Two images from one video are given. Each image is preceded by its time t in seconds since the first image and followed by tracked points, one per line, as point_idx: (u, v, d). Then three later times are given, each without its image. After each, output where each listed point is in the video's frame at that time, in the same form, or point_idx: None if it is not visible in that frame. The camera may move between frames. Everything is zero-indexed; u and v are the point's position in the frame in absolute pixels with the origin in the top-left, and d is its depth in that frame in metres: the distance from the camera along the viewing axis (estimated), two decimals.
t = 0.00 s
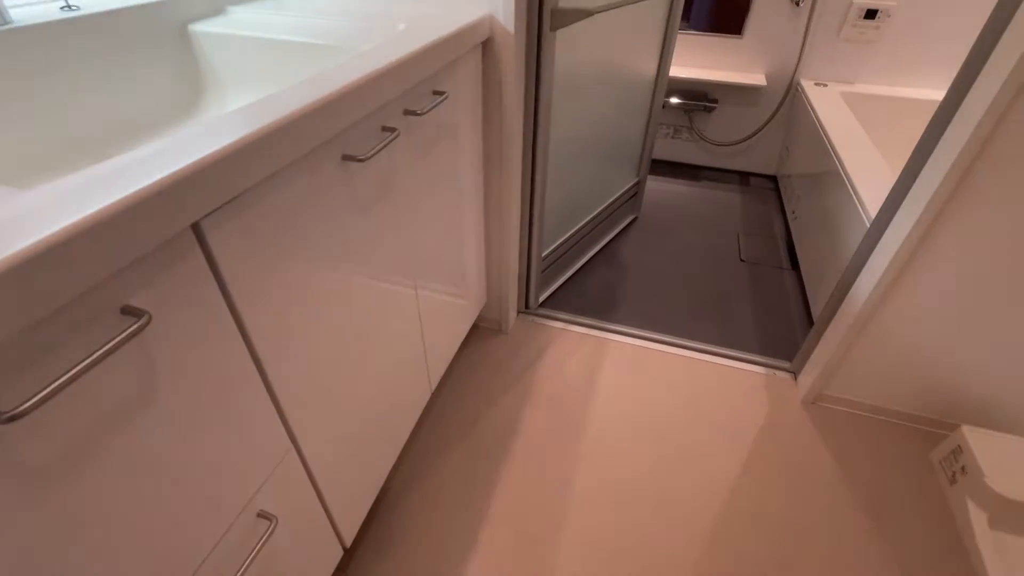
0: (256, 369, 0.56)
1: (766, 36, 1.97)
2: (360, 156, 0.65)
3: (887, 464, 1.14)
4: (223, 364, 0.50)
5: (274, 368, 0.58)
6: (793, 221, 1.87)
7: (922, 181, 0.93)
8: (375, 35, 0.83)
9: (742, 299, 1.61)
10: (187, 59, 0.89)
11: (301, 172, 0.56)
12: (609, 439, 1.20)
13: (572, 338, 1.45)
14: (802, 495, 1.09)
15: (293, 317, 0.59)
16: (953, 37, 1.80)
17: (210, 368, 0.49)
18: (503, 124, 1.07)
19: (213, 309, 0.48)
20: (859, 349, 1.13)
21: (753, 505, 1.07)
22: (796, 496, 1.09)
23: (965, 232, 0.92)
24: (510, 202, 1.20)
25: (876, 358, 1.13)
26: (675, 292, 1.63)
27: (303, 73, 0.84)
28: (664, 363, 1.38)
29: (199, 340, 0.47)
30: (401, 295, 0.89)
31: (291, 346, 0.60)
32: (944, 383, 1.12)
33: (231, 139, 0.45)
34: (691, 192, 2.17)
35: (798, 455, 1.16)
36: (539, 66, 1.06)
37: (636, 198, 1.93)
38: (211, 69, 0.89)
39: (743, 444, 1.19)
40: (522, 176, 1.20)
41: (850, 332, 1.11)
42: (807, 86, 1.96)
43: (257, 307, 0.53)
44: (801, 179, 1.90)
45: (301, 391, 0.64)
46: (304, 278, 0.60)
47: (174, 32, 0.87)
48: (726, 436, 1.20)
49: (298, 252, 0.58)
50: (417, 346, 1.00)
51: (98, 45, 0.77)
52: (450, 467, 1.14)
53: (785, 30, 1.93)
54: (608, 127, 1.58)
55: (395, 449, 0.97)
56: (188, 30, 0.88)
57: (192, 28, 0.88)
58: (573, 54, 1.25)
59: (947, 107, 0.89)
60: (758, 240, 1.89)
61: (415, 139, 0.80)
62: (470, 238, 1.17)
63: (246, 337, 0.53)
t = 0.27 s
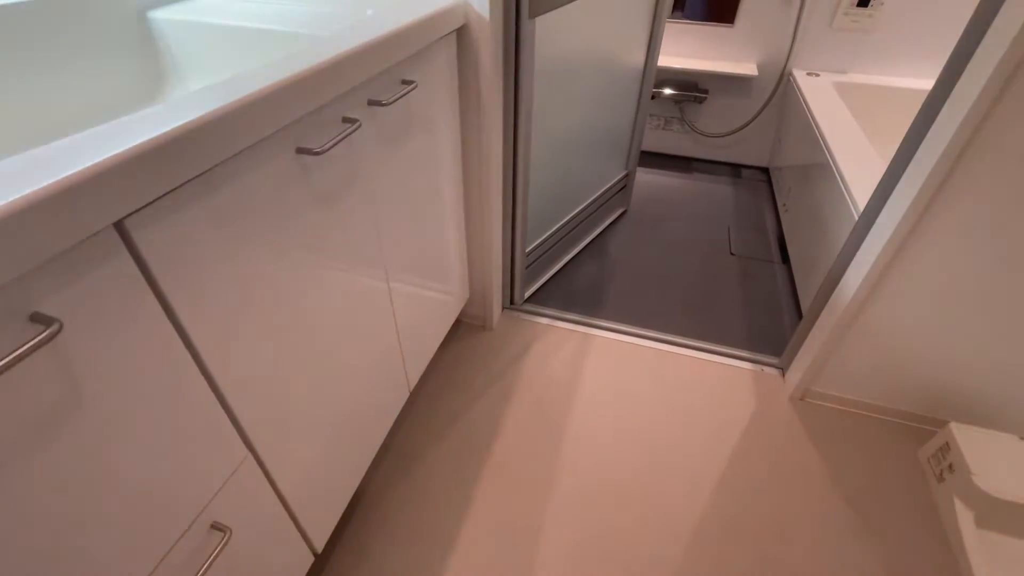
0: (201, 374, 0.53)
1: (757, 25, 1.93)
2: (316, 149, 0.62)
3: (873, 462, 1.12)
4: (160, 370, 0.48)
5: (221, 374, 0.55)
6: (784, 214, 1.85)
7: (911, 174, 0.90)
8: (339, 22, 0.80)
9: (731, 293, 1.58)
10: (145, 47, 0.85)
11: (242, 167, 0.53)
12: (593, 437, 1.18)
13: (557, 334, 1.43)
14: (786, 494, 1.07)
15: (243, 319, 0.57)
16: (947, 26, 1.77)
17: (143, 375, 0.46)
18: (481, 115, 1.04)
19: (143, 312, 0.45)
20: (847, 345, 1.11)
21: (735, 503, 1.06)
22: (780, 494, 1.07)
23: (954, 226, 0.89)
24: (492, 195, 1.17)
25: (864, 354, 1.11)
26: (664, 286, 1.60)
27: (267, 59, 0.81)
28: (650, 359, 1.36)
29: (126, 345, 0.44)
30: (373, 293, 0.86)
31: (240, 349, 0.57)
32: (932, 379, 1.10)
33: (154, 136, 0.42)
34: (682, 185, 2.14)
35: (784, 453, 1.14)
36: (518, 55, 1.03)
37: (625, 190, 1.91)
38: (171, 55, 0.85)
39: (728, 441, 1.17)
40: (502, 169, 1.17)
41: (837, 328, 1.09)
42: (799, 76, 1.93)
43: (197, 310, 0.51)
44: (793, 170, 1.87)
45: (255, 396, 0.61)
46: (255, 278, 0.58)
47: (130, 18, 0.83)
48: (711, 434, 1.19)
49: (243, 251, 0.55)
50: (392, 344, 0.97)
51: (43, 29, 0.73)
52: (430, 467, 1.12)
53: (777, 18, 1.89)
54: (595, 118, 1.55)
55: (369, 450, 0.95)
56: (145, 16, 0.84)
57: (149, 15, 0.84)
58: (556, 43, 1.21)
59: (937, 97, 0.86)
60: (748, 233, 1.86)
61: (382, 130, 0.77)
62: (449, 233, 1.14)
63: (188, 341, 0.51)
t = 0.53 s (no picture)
0: (118, 422, 0.48)
1: (753, 20, 1.87)
2: (257, 168, 0.57)
3: (866, 481, 1.08)
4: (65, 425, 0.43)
5: (146, 418, 0.51)
6: (779, 216, 1.80)
7: (909, 183, 0.85)
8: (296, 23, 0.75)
9: (723, 299, 1.54)
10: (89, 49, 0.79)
11: (163, 192, 0.48)
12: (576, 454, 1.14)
13: (543, 345, 1.38)
14: (776, 515, 1.03)
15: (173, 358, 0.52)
16: (948, 22, 1.71)
17: (41, 432, 0.41)
18: (456, 121, 0.98)
19: (38, 364, 0.40)
20: (841, 360, 1.06)
21: (723, 526, 1.01)
22: (770, 516, 1.03)
23: (953, 239, 0.85)
24: (470, 203, 1.11)
25: (858, 369, 1.07)
26: (654, 292, 1.55)
27: (217, 62, 0.75)
28: (638, 370, 1.31)
29: (15, 400, 0.39)
30: (338, 314, 0.81)
31: (170, 388, 0.52)
32: (929, 396, 1.05)
33: (41, 167, 0.37)
34: (675, 185, 2.09)
35: (774, 472, 1.10)
36: (496, 56, 0.97)
37: (615, 192, 1.85)
38: (117, 57, 0.79)
39: (716, 459, 1.13)
40: (481, 175, 1.12)
41: (831, 342, 1.04)
42: (795, 73, 1.87)
43: (109, 354, 0.46)
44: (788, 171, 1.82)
45: (193, 437, 0.56)
46: (185, 310, 0.52)
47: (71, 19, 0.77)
48: (699, 450, 1.14)
49: (167, 283, 0.50)
50: (362, 363, 0.92)
51: None
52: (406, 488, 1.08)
53: (773, 13, 1.83)
54: (582, 118, 1.49)
55: (338, 475, 0.90)
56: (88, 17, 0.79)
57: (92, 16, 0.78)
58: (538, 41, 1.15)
59: (936, 102, 0.81)
60: (742, 236, 1.81)
61: (341, 141, 0.72)
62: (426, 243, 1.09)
63: (100, 389, 0.46)
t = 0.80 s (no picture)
0: None
1: (750, 23, 1.79)
2: (156, 225, 0.49)
3: (866, 524, 1.01)
4: None
5: (22, 518, 0.43)
6: (776, 229, 1.72)
7: (916, 212, 0.78)
8: (232, 41, 0.67)
9: (716, 318, 1.46)
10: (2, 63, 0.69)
11: (32, 262, 0.41)
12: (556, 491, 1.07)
13: (526, 370, 1.31)
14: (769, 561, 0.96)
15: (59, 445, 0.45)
16: (956, 25, 1.62)
17: None
18: (424, 139, 0.90)
19: None
20: (840, 395, 0.99)
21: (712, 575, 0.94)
22: (763, 564, 0.96)
23: (963, 273, 0.77)
24: (443, 226, 1.04)
25: (858, 404, 1.00)
26: (644, 311, 1.48)
27: (145, 85, 0.67)
28: (625, 398, 1.24)
29: None
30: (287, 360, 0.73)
31: (56, 479, 0.45)
32: (935, 434, 0.98)
33: None
34: (669, 194, 2.01)
35: (767, 512, 1.03)
36: (467, 68, 0.90)
37: (606, 203, 1.77)
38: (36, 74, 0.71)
39: (705, 497, 1.06)
40: (455, 196, 1.04)
41: (830, 376, 0.97)
42: (794, 78, 1.79)
43: None
44: (787, 180, 1.74)
45: (93, 526, 0.49)
46: (72, 388, 0.45)
47: None
48: (688, 487, 1.07)
49: (46, 361, 0.43)
50: (320, 407, 0.85)
51: None
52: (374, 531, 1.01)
53: (771, 16, 1.75)
54: (568, 128, 1.41)
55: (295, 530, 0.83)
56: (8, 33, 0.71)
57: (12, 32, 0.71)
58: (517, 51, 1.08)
59: (945, 124, 0.74)
60: (738, 249, 1.74)
61: (281, 175, 0.65)
62: (395, 270, 1.01)
63: None
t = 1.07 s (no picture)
0: None
1: (744, 26, 1.71)
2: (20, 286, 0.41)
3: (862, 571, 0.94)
4: None
5: None
6: (771, 242, 1.65)
7: (915, 246, 0.71)
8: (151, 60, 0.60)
9: (706, 339, 1.39)
10: None
11: None
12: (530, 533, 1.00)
13: (504, 396, 1.24)
14: None
15: None
16: (960, 28, 1.54)
17: None
18: (382, 161, 0.83)
19: None
20: (834, 433, 0.93)
21: None
22: None
23: (966, 312, 0.70)
24: (408, 251, 0.96)
25: (854, 442, 0.93)
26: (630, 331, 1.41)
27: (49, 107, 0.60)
28: (607, 427, 1.17)
29: None
30: (222, 411, 0.66)
31: None
32: (937, 477, 0.91)
33: None
34: (660, 203, 1.93)
35: (756, 558, 0.96)
36: (429, 84, 0.83)
37: (593, 215, 1.70)
38: None
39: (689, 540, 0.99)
40: (421, 218, 0.97)
41: (823, 415, 0.90)
42: (790, 83, 1.71)
43: None
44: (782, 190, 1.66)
45: None
46: None
47: None
48: (671, 528, 1.00)
49: None
50: (267, 454, 0.78)
51: None
52: None
53: (765, 18, 1.68)
54: (550, 139, 1.34)
55: None
56: None
57: None
58: (490, 61, 1.00)
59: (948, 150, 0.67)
60: (730, 263, 1.66)
61: (201, 211, 0.57)
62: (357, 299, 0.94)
63: None
